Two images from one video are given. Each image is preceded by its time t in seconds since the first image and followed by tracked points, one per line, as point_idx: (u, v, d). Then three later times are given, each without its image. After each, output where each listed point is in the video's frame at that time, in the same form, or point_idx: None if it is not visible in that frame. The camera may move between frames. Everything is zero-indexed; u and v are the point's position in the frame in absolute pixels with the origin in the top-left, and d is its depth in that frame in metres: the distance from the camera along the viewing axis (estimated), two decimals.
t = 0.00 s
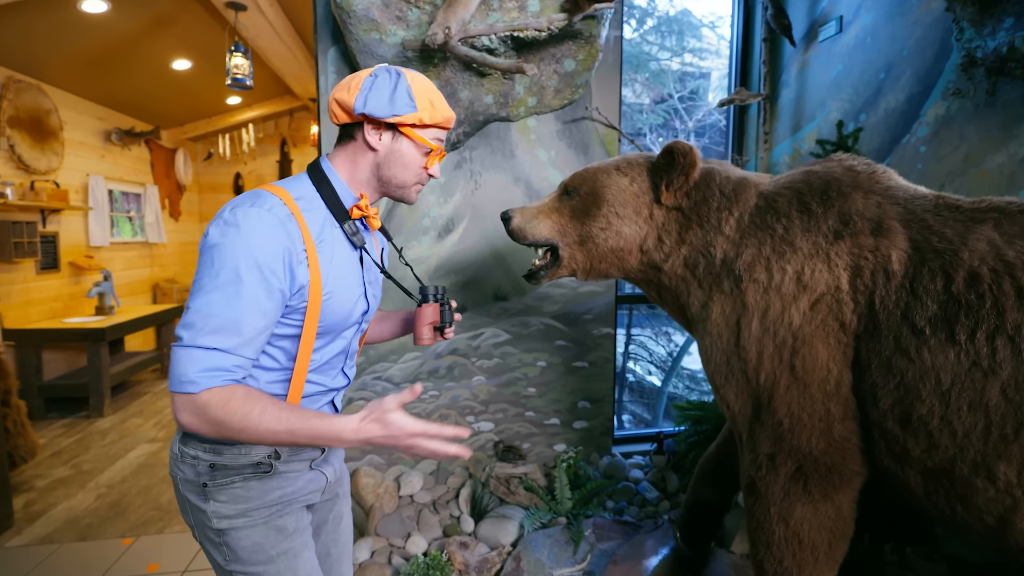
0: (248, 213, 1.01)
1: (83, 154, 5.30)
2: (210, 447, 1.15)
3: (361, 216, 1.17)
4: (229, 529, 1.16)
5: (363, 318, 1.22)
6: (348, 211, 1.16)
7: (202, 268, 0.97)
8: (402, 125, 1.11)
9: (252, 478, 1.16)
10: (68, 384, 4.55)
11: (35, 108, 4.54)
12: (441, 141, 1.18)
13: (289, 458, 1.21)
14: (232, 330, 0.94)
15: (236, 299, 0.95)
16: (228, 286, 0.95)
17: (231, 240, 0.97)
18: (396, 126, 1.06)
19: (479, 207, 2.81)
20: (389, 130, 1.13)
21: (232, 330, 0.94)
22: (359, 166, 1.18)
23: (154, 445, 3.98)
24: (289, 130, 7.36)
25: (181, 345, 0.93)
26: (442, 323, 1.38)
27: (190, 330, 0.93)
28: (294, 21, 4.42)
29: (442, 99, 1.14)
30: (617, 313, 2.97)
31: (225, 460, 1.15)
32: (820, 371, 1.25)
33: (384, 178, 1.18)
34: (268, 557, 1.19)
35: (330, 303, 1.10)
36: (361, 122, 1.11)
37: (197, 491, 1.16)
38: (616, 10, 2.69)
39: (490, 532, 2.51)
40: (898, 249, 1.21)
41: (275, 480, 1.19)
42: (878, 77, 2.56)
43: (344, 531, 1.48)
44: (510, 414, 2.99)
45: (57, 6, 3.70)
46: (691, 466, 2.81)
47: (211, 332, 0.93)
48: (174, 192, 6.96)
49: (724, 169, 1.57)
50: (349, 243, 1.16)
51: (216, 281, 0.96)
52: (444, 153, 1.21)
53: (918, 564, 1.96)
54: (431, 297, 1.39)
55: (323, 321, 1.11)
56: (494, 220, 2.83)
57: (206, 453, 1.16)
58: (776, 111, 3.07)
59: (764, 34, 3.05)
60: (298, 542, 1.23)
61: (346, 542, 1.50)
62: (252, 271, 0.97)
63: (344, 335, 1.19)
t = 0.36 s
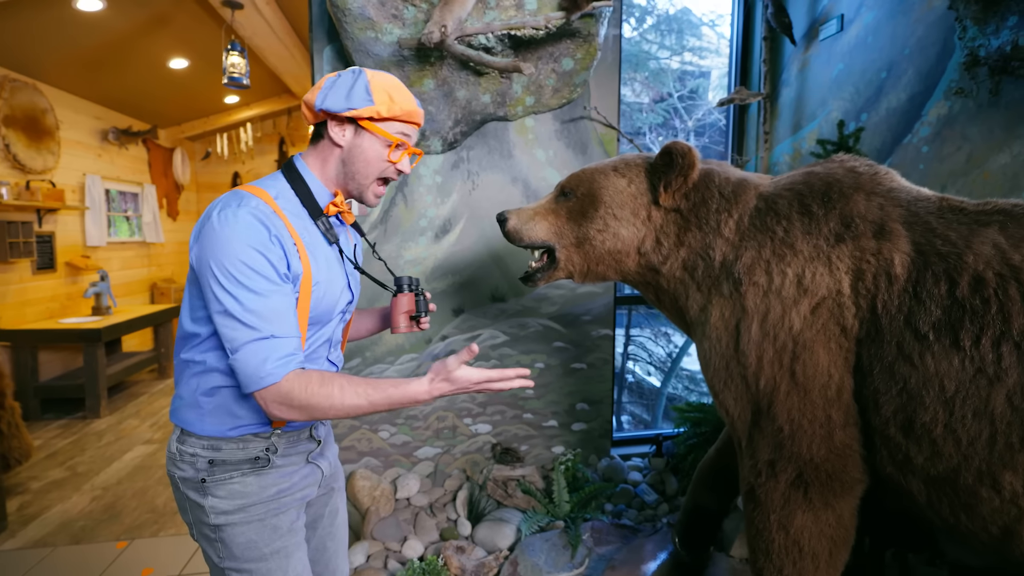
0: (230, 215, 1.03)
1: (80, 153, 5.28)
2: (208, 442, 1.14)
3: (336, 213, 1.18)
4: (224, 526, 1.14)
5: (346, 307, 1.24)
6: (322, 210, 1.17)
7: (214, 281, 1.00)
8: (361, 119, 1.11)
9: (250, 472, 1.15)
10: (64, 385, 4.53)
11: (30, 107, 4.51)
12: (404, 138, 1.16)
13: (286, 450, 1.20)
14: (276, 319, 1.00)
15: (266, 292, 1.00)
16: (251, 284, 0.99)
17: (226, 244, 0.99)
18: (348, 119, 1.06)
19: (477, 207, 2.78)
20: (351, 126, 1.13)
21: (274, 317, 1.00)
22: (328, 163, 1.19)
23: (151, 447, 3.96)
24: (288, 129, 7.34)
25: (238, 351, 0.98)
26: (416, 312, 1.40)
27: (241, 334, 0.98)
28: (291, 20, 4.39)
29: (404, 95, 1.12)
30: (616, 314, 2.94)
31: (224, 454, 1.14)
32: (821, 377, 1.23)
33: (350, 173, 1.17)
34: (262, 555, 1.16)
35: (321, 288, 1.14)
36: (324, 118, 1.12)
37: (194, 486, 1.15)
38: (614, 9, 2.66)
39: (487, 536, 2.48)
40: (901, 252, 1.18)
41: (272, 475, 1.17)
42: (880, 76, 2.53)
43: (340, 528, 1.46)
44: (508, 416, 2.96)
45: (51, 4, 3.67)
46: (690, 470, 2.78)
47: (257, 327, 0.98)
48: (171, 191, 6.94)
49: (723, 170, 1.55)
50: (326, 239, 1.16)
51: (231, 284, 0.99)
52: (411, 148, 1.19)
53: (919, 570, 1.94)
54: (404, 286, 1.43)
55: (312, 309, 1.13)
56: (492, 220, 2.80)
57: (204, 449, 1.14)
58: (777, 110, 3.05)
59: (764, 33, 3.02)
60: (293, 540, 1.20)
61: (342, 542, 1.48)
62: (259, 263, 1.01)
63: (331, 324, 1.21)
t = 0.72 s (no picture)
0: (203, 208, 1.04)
1: (78, 153, 5.25)
2: (196, 445, 1.12)
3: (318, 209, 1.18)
4: (211, 531, 1.12)
5: (332, 306, 1.21)
6: (304, 207, 1.18)
7: (180, 271, 1.00)
8: (303, 106, 1.11)
9: (238, 476, 1.13)
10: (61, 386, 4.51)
11: (28, 107, 4.49)
12: (343, 117, 1.12)
13: (274, 452, 1.17)
14: (232, 312, 0.98)
15: (227, 284, 0.99)
16: (214, 276, 0.99)
17: (195, 236, 1.00)
18: (278, 105, 1.08)
19: (475, 208, 2.76)
20: (303, 118, 1.15)
21: (232, 309, 0.98)
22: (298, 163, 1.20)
23: (148, 448, 3.94)
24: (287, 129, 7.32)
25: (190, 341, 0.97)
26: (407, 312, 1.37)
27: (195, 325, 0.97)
28: (290, 19, 4.37)
29: (337, 72, 1.10)
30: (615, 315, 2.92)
31: (211, 458, 1.11)
32: (822, 384, 1.20)
33: (310, 166, 1.17)
34: (251, 560, 1.14)
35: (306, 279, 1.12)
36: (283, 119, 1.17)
37: (183, 490, 1.13)
38: (613, 8, 2.63)
39: (485, 539, 2.46)
40: (904, 256, 1.16)
41: (261, 480, 1.15)
42: (881, 76, 2.51)
43: (345, 533, 1.42)
44: (506, 418, 2.94)
45: (47, 3, 3.64)
46: (689, 472, 2.76)
47: (212, 317, 0.97)
48: (170, 191, 6.93)
49: (723, 171, 1.53)
50: (309, 235, 1.16)
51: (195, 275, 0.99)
52: (360, 127, 1.14)
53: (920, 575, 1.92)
54: (396, 284, 1.40)
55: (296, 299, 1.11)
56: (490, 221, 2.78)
57: (192, 453, 1.13)
58: (777, 110, 3.02)
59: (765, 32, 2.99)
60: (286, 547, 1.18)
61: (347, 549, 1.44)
62: (225, 255, 1.00)
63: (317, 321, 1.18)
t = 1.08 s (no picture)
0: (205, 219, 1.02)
1: (82, 153, 5.27)
2: (182, 455, 1.12)
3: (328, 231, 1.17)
4: (195, 541, 1.14)
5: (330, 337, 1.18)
6: (315, 226, 1.16)
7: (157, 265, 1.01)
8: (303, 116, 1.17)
9: (219, 490, 1.13)
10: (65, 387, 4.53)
11: (32, 108, 4.50)
12: (337, 114, 1.13)
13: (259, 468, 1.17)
14: (159, 329, 0.96)
15: (169, 299, 0.97)
16: (163, 288, 0.97)
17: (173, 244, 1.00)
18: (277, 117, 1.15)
19: (478, 210, 2.76)
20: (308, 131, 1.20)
21: (164, 330, 0.97)
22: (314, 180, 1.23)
23: (152, 448, 3.95)
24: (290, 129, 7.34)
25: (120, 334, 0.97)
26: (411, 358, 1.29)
27: (126, 324, 0.96)
28: (293, 20, 4.38)
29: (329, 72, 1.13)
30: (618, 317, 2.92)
31: (194, 470, 1.11)
32: (827, 388, 1.20)
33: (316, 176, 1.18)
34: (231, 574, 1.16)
35: (286, 321, 1.09)
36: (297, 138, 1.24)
37: (170, 500, 1.15)
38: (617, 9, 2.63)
39: (488, 541, 2.46)
40: (909, 260, 1.15)
41: (241, 497, 1.15)
42: (886, 77, 2.50)
43: (350, 548, 1.40)
44: (509, 419, 2.93)
45: (52, 5, 3.65)
46: (692, 474, 2.76)
47: (144, 328, 0.96)
48: (174, 191, 6.94)
49: (726, 174, 1.52)
50: (320, 259, 1.15)
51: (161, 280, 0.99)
52: (353, 123, 1.13)
53: None
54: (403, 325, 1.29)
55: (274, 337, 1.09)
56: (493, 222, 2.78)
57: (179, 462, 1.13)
58: (780, 111, 3.01)
59: (769, 33, 2.98)
60: (268, 564, 1.19)
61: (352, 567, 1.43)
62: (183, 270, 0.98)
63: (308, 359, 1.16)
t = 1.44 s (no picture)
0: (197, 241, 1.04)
1: (95, 155, 5.33)
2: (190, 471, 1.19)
3: (337, 247, 1.14)
4: (204, 559, 1.20)
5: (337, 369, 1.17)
6: (322, 242, 1.15)
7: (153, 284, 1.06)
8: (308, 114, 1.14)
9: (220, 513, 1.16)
10: (78, 385, 4.59)
11: (47, 109, 4.57)
12: (343, 112, 1.09)
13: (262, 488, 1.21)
14: (141, 350, 1.02)
15: (150, 323, 1.02)
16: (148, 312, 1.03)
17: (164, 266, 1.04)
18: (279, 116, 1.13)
19: (486, 211, 2.78)
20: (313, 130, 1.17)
21: (145, 353, 1.02)
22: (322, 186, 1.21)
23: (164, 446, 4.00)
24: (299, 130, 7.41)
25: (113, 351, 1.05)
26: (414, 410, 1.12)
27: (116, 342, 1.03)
28: (303, 23, 4.42)
29: (333, 66, 1.08)
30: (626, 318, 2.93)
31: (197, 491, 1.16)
32: (836, 391, 1.21)
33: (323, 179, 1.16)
34: None
35: (279, 350, 1.10)
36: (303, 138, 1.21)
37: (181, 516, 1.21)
38: (625, 11, 2.64)
39: (497, 540, 2.47)
40: (919, 264, 1.16)
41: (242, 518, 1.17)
42: (896, 78, 2.50)
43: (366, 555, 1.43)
44: (517, 419, 2.95)
45: (68, 9, 3.71)
46: (700, 475, 2.77)
47: (128, 349, 1.02)
48: (185, 192, 7.01)
49: (736, 178, 1.53)
50: (316, 284, 1.13)
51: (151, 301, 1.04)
52: (360, 121, 1.10)
53: None
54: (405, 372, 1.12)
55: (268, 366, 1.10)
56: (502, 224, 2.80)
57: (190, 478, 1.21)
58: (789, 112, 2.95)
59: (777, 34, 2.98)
60: None
61: None
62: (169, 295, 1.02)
63: (314, 390, 1.17)
